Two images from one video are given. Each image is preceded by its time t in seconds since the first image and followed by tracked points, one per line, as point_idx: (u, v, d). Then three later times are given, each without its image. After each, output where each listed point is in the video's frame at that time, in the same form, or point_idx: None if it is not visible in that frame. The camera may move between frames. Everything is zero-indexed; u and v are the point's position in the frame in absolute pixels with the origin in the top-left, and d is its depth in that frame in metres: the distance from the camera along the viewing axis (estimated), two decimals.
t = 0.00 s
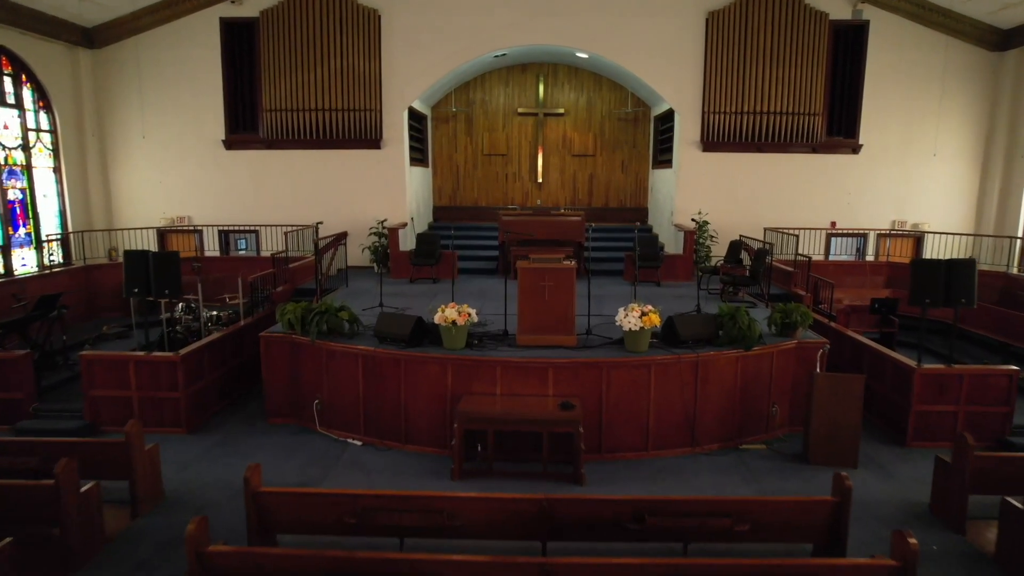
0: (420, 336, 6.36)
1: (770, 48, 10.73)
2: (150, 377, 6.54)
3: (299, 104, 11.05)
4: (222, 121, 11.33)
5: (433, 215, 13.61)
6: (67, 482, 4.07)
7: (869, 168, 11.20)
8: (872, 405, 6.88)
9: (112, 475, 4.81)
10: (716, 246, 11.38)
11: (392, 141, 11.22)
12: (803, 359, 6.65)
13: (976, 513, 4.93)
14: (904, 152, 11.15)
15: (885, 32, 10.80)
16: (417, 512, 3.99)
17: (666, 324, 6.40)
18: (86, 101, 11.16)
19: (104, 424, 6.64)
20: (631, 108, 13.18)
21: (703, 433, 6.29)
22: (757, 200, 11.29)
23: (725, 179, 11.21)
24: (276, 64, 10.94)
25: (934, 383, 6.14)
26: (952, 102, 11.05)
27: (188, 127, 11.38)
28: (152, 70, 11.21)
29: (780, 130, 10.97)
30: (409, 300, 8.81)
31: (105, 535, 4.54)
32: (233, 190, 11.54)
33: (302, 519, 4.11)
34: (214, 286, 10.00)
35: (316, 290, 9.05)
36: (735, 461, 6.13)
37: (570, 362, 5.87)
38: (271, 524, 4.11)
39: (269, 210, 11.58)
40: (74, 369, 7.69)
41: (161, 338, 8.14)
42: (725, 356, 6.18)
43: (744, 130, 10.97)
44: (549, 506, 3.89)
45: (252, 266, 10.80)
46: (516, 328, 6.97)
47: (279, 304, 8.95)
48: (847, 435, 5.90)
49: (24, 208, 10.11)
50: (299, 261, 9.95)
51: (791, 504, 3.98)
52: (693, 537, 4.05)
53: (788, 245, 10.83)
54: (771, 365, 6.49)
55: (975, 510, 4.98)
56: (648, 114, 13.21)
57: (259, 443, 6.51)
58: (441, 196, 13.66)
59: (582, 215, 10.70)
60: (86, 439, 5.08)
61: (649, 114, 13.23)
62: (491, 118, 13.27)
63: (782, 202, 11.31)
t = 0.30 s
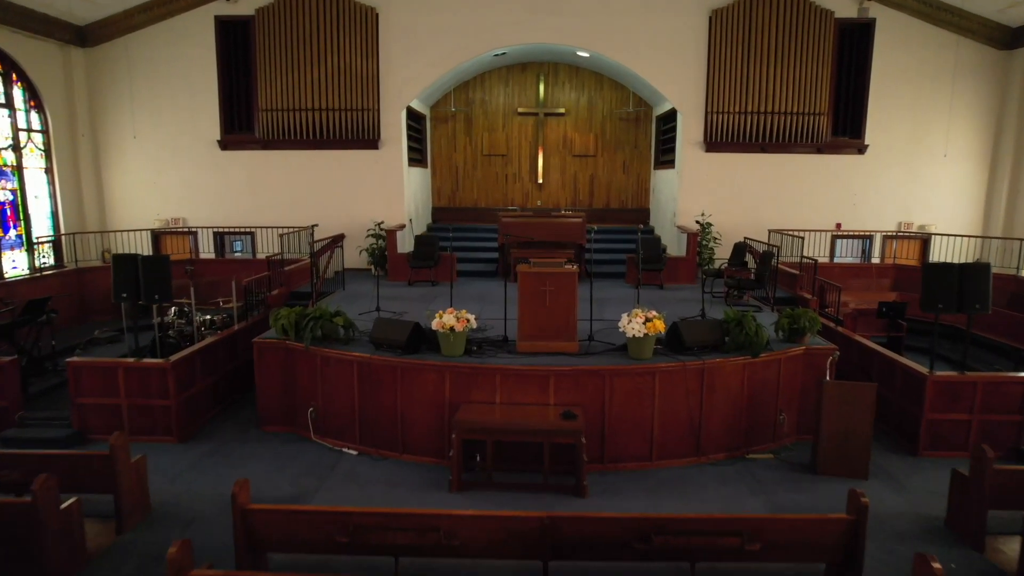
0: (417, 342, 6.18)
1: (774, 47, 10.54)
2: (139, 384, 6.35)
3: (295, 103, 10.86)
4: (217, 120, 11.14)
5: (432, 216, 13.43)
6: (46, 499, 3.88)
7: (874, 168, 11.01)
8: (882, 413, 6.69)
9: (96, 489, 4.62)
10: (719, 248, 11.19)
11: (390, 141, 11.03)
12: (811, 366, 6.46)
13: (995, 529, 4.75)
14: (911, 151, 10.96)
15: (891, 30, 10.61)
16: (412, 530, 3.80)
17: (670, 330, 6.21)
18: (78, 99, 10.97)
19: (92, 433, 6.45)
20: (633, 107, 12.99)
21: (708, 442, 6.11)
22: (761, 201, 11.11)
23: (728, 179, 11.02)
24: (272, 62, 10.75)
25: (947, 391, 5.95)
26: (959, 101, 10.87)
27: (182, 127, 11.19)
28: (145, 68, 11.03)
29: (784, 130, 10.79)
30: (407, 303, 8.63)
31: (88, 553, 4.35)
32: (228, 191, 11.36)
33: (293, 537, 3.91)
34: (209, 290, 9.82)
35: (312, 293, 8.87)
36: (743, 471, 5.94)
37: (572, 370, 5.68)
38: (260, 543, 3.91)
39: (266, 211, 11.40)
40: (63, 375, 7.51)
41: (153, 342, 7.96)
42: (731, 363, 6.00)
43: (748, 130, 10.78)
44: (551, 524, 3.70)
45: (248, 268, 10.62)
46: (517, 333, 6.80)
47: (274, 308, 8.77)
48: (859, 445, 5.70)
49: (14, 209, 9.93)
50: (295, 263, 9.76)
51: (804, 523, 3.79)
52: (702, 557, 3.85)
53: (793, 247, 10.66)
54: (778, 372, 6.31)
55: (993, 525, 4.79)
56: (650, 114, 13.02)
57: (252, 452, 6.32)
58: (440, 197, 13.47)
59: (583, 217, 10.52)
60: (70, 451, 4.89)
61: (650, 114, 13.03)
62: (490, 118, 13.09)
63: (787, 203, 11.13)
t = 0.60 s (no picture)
0: (414, 350, 5.96)
1: (780, 45, 10.33)
2: (126, 393, 6.12)
3: (290, 103, 10.64)
4: (211, 121, 10.92)
5: (430, 218, 13.21)
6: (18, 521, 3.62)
7: (881, 169, 10.80)
8: (894, 422, 6.48)
9: (75, 508, 4.40)
10: (723, 250, 10.97)
11: (387, 142, 10.82)
12: (821, 374, 6.25)
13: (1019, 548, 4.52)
14: (919, 152, 10.75)
15: (899, 28, 10.40)
16: (407, 555, 3.54)
17: (676, 337, 6.00)
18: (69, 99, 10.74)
19: (77, 444, 6.22)
20: (634, 107, 12.77)
21: (716, 454, 5.89)
22: (766, 203, 10.90)
23: (733, 181, 10.81)
24: (267, 61, 10.53)
25: (964, 401, 5.74)
26: (968, 100, 10.66)
27: (176, 127, 10.97)
28: (138, 67, 10.81)
29: (790, 131, 10.58)
30: (404, 308, 8.41)
31: None
32: (222, 192, 11.14)
33: (280, 562, 3.62)
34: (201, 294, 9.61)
35: (307, 298, 8.65)
36: (752, 485, 5.72)
37: (574, 380, 5.46)
38: (246, 568, 3.62)
39: (261, 213, 11.18)
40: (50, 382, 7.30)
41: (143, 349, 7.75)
42: (739, 372, 5.78)
43: (753, 131, 10.56)
44: (553, 548, 3.46)
45: (243, 271, 10.40)
46: (517, 340, 6.58)
47: (268, 313, 8.56)
48: (873, 458, 5.47)
49: (3, 211, 9.71)
50: (290, 266, 9.55)
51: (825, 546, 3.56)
52: None
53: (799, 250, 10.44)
54: (788, 380, 6.09)
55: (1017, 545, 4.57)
56: (652, 114, 12.80)
57: (242, 464, 6.10)
58: (439, 198, 13.25)
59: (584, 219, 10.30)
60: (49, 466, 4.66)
61: (653, 114, 12.82)
62: (490, 118, 12.87)
63: (792, 204, 10.92)
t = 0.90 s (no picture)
0: (410, 358, 5.78)
1: (784, 43, 10.14)
2: (114, 402, 5.92)
3: (286, 102, 10.46)
4: (205, 121, 10.74)
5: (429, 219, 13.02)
6: None
7: (888, 169, 10.61)
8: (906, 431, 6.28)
9: (55, 524, 4.20)
10: (727, 252, 10.78)
11: (385, 142, 10.63)
12: (831, 381, 6.06)
13: None
14: (926, 152, 10.56)
15: (905, 26, 10.21)
16: None
17: (681, 345, 5.81)
18: (61, 99, 10.56)
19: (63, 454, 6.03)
20: (636, 107, 12.59)
21: (722, 465, 5.71)
22: (771, 204, 10.72)
23: (736, 181, 10.62)
24: (262, 60, 10.35)
25: (979, 410, 5.54)
26: (976, 99, 10.47)
27: (171, 127, 10.79)
28: (131, 66, 10.63)
29: (795, 131, 10.40)
30: (401, 312, 8.22)
31: None
32: (217, 193, 10.95)
33: None
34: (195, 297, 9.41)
35: (303, 301, 8.46)
36: (760, 496, 5.53)
37: (576, 388, 5.28)
38: None
39: (256, 214, 10.99)
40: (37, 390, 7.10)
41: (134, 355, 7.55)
42: (747, 381, 5.60)
43: (757, 130, 10.38)
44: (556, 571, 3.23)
45: (238, 274, 10.22)
46: (517, 346, 6.40)
47: (263, 316, 8.38)
48: (886, 469, 5.28)
49: None
50: (285, 269, 9.37)
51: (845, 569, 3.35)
52: None
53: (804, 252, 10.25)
54: (797, 389, 5.90)
55: None
56: (654, 113, 12.62)
57: (234, 474, 5.91)
58: (438, 199, 13.07)
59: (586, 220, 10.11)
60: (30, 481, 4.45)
61: (655, 113, 12.63)
62: (490, 118, 12.69)
63: (797, 206, 10.73)
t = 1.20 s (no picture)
0: (405, 368, 5.53)
1: (791, 41, 9.89)
2: (97, 413, 5.68)
3: (280, 102, 10.22)
4: (198, 121, 10.49)
5: (427, 221, 12.78)
6: None
7: (897, 170, 10.37)
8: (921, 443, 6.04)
9: (26, 549, 3.94)
10: (732, 255, 10.54)
11: (382, 142, 10.38)
12: (843, 392, 5.82)
13: None
14: (936, 152, 10.32)
15: (915, 23, 9.97)
16: None
17: (688, 355, 5.57)
18: (50, 97, 10.31)
19: (44, 468, 5.78)
20: (638, 106, 12.35)
21: (731, 479, 5.47)
22: (777, 206, 10.48)
23: (742, 183, 10.38)
24: (256, 58, 10.10)
25: (1000, 422, 5.30)
26: (987, 98, 10.23)
27: (162, 127, 10.55)
28: (122, 65, 10.38)
29: (801, 131, 10.16)
30: (397, 318, 7.98)
31: None
32: (210, 195, 10.71)
33: None
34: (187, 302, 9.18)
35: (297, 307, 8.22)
36: (772, 513, 5.29)
37: (579, 401, 5.04)
38: None
39: (250, 216, 10.75)
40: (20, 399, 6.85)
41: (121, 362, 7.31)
42: (757, 393, 5.36)
43: (762, 131, 10.14)
44: None
45: (232, 277, 9.98)
46: (517, 355, 6.16)
47: (256, 322, 8.15)
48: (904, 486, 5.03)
49: None
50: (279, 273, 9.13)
51: None
52: None
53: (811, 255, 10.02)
54: (808, 400, 5.66)
55: None
56: (657, 113, 12.38)
57: (221, 489, 5.66)
58: (436, 201, 12.82)
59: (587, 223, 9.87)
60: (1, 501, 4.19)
61: (657, 113, 12.39)
62: (489, 117, 12.45)
63: (803, 208, 10.49)
